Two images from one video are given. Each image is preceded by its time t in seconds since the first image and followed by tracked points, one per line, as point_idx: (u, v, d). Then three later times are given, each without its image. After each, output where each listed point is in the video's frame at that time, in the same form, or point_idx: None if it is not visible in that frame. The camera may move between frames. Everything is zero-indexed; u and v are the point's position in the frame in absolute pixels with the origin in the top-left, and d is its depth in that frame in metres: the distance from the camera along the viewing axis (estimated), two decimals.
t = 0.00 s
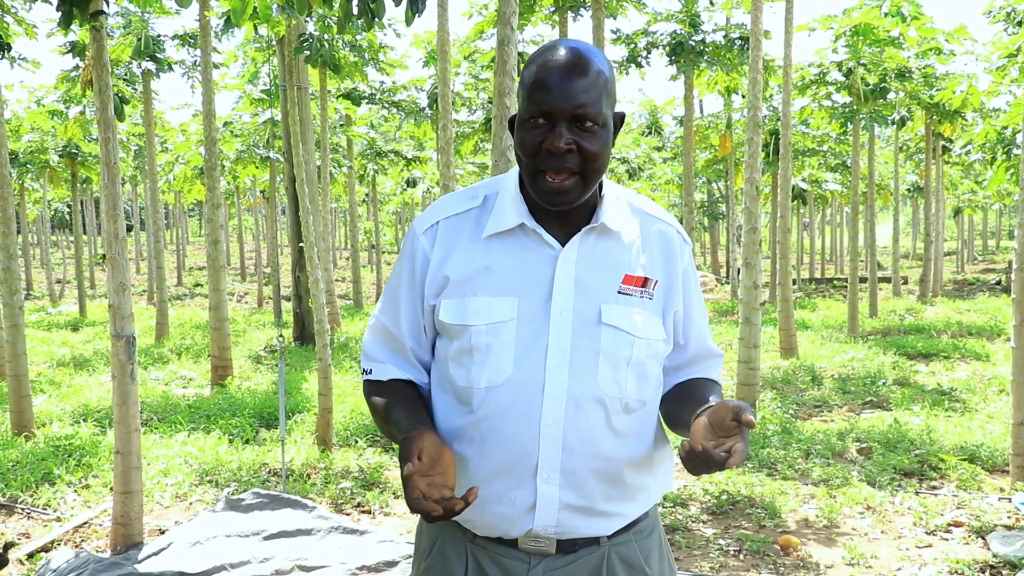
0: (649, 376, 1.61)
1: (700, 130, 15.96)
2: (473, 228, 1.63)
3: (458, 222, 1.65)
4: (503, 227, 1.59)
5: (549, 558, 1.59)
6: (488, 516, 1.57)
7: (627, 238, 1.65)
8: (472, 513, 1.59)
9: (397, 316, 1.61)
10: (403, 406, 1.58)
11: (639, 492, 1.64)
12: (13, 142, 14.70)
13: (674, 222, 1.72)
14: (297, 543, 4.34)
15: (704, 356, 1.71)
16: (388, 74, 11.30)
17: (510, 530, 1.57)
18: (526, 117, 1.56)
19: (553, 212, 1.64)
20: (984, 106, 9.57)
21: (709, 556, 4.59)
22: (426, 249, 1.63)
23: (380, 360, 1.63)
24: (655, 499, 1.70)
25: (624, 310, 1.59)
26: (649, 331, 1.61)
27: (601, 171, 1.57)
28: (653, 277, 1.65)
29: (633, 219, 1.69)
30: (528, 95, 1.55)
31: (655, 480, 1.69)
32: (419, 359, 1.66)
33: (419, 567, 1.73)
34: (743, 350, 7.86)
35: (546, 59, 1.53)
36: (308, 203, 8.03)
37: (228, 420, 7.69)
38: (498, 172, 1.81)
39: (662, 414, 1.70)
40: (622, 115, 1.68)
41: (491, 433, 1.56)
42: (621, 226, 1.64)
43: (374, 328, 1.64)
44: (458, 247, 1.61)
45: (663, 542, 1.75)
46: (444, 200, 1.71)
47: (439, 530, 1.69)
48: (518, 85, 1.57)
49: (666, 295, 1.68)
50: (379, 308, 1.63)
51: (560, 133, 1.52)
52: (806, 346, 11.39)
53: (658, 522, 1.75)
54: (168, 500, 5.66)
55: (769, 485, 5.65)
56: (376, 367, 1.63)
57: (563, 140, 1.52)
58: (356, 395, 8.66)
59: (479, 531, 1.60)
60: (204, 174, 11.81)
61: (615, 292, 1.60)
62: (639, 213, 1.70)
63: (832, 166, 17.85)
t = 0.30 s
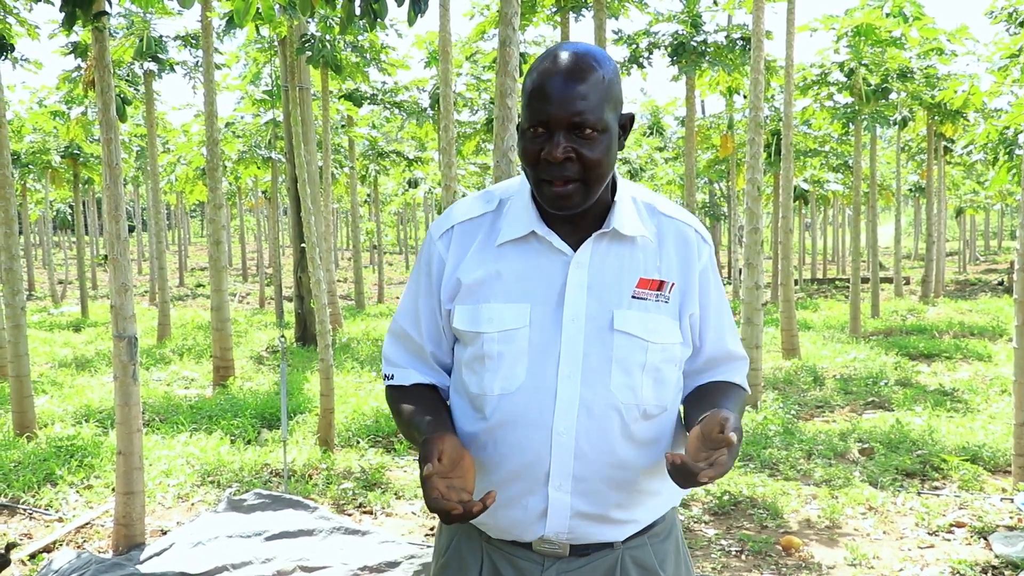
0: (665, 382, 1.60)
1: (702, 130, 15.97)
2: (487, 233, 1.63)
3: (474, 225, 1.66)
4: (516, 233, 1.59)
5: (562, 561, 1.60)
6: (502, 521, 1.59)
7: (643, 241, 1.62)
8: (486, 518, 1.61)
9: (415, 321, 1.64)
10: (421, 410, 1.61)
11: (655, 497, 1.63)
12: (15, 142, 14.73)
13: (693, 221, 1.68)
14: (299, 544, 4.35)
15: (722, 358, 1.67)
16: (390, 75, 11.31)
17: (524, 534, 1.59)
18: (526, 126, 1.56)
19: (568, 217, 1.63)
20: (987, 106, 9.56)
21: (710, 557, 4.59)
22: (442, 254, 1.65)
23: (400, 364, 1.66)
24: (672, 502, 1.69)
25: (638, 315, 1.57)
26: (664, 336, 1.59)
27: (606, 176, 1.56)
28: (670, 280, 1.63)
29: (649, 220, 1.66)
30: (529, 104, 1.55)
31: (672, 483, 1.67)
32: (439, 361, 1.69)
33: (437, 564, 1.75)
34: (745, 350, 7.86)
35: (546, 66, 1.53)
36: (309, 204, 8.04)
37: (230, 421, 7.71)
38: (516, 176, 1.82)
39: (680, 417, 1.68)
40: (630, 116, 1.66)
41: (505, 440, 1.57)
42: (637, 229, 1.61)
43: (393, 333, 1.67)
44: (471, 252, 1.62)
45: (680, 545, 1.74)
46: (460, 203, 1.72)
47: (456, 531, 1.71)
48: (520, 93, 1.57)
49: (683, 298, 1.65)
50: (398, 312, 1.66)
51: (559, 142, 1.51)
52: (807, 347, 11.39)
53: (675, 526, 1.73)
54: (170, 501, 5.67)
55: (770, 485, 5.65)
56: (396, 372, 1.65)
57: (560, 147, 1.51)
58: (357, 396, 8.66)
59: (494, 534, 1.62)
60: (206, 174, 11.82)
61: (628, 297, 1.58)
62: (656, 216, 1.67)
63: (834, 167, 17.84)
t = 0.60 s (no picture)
0: (668, 384, 1.57)
1: (703, 131, 15.98)
2: (494, 233, 1.65)
3: (480, 225, 1.68)
4: (519, 232, 1.60)
5: (563, 562, 1.59)
6: (502, 519, 1.61)
7: (647, 241, 1.61)
8: (487, 514, 1.63)
9: (424, 318, 1.68)
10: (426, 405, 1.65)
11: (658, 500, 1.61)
12: (17, 143, 14.75)
13: (703, 222, 1.66)
14: (301, 545, 4.35)
15: (730, 361, 1.63)
16: (391, 76, 11.33)
17: (522, 532, 1.60)
18: (525, 129, 1.57)
19: (572, 219, 1.64)
20: (988, 107, 9.57)
21: (712, 558, 4.59)
22: (451, 252, 1.69)
23: (409, 361, 1.69)
24: (677, 506, 1.66)
25: (640, 316, 1.56)
26: (666, 336, 1.56)
27: (604, 175, 1.56)
28: (675, 280, 1.61)
29: (656, 221, 1.65)
30: (527, 106, 1.56)
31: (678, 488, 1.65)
32: (449, 359, 1.71)
33: (445, 561, 1.79)
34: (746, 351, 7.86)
35: (545, 66, 1.55)
36: (311, 205, 8.05)
37: (231, 422, 7.71)
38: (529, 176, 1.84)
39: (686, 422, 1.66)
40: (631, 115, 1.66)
41: (506, 438, 1.59)
42: (640, 229, 1.60)
43: (404, 330, 1.72)
44: (476, 251, 1.65)
45: (686, 551, 1.71)
46: (471, 203, 1.75)
47: (464, 527, 1.74)
48: (520, 95, 1.59)
49: (690, 299, 1.62)
50: (409, 309, 1.70)
51: (553, 143, 1.53)
52: (809, 347, 11.38)
53: (682, 531, 1.71)
54: (172, 501, 5.68)
55: (772, 486, 5.65)
56: (405, 368, 1.69)
57: (555, 149, 1.52)
58: (359, 397, 8.67)
59: (496, 531, 1.64)
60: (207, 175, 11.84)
61: (630, 298, 1.57)
62: (663, 217, 1.66)
63: (835, 167, 17.84)
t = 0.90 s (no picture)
0: (653, 382, 1.56)
1: (705, 132, 16.01)
2: (487, 228, 1.69)
3: (475, 221, 1.74)
4: (509, 228, 1.64)
5: (552, 561, 1.59)
6: (488, 512, 1.62)
7: (636, 239, 1.61)
8: (475, 508, 1.64)
9: (421, 312, 1.74)
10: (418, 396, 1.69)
11: (644, 501, 1.58)
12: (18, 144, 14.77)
13: (695, 221, 1.64)
14: (302, 546, 4.36)
15: (719, 363, 1.60)
16: (393, 77, 11.34)
17: (508, 526, 1.60)
18: (517, 127, 1.59)
19: (563, 215, 1.66)
20: (989, 108, 9.57)
21: (713, 559, 4.59)
22: (448, 247, 1.75)
23: (405, 354, 1.74)
24: (666, 509, 1.63)
25: (624, 312, 1.56)
26: (652, 333, 1.55)
27: (594, 173, 1.57)
28: (663, 278, 1.59)
29: (646, 218, 1.65)
30: (518, 104, 1.58)
31: (666, 489, 1.62)
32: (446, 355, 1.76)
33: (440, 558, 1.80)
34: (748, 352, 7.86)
35: (535, 64, 1.56)
36: (311, 206, 8.05)
37: (232, 423, 7.72)
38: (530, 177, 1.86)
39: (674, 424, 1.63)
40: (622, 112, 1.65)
41: (493, 431, 1.61)
42: (629, 226, 1.60)
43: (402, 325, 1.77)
44: (469, 247, 1.69)
45: (677, 555, 1.68)
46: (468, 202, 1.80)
47: (458, 524, 1.75)
48: (511, 94, 1.61)
49: (679, 296, 1.60)
50: (408, 305, 1.76)
51: (544, 140, 1.53)
52: (810, 348, 11.38)
53: (673, 534, 1.67)
54: (174, 502, 5.69)
55: (774, 487, 5.65)
56: (400, 362, 1.74)
57: (546, 146, 1.53)
58: (360, 398, 8.67)
59: (484, 524, 1.65)
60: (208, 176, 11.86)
61: (616, 293, 1.58)
62: (655, 215, 1.65)
63: (837, 168, 17.83)
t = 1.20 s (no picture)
0: (635, 375, 1.56)
1: (706, 133, 16.03)
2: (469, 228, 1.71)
3: (458, 223, 1.76)
4: (490, 227, 1.66)
5: (537, 560, 1.58)
6: (473, 509, 1.61)
7: (614, 233, 1.62)
8: (461, 507, 1.64)
9: (406, 313, 1.76)
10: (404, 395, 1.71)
11: (627, 495, 1.57)
12: (19, 145, 14.78)
13: (673, 216, 1.64)
14: (302, 546, 4.35)
15: (701, 357, 1.59)
16: (393, 77, 11.34)
17: (493, 524, 1.60)
18: (503, 119, 1.59)
19: (544, 213, 1.66)
20: (991, 109, 9.57)
21: (714, 560, 4.59)
22: (430, 250, 1.77)
23: (391, 355, 1.75)
24: (651, 505, 1.62)
25: (604, 306, 1.56)
26: (632, 326, 1.55)
27: (579, 166, 1.57)
28: (642, 273, 1.59)
29: (624, 214, 1.65)
30: (503, 97, 1.58)
31: (649, 483, 1.61)
32: (430, 357, 1.76)
33: (428, 560, 1.80)
34: (749, 353, 7.86)
35: (519, 60, 1.56)
36: (312, 207, 8.06)
37: (233, 424, 7.72)
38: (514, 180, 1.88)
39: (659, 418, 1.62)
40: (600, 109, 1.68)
41: (476, 428, 1.61)
42: (606, 221, 1.61)
43: (388, 327, 1.79)
44: (451, 248, 1.71)
45: (664, 553, 1.67)
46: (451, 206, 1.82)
47: (446, 525, 1.75)
48: (495, 90, 1.61)
49: (659, 290, 1.59)
50: (394, 308, 1.78)
51: (532, 132, 1.54)
52: (812, 349, 11.38)
53: (659, 532, 1.67)
54: (174, 503, 5.69)
55: (775, 488, 5.64)
56: (387, 362, 1.76)
57: (534, 138, 1.53)
58: (361, 398, 8.67)
59: (470, 524, 1.65)
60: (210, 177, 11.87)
61: (596, 288, 1.58)
62: (634, 211, 1.65)
63: (838, 169, 17.83)
